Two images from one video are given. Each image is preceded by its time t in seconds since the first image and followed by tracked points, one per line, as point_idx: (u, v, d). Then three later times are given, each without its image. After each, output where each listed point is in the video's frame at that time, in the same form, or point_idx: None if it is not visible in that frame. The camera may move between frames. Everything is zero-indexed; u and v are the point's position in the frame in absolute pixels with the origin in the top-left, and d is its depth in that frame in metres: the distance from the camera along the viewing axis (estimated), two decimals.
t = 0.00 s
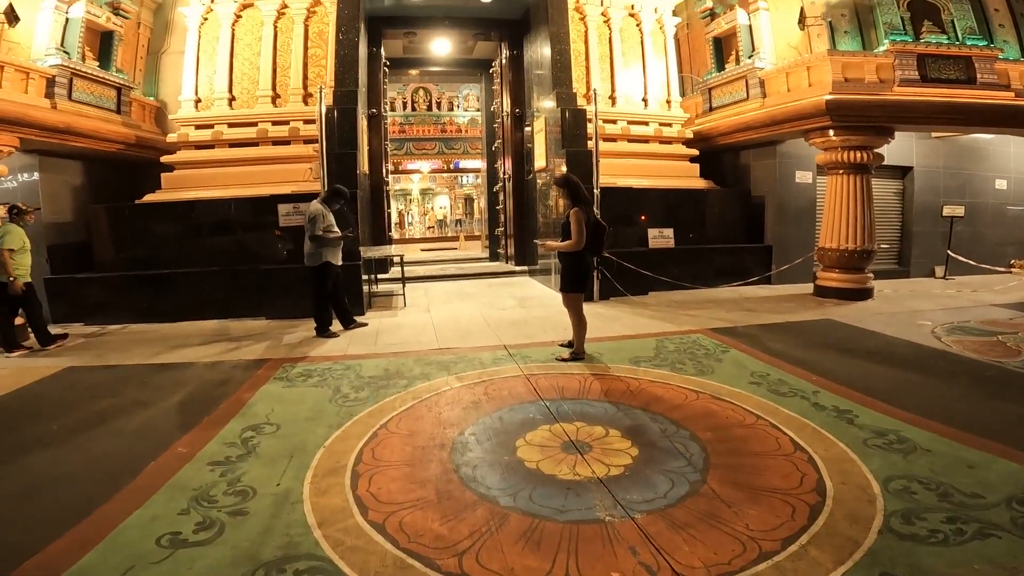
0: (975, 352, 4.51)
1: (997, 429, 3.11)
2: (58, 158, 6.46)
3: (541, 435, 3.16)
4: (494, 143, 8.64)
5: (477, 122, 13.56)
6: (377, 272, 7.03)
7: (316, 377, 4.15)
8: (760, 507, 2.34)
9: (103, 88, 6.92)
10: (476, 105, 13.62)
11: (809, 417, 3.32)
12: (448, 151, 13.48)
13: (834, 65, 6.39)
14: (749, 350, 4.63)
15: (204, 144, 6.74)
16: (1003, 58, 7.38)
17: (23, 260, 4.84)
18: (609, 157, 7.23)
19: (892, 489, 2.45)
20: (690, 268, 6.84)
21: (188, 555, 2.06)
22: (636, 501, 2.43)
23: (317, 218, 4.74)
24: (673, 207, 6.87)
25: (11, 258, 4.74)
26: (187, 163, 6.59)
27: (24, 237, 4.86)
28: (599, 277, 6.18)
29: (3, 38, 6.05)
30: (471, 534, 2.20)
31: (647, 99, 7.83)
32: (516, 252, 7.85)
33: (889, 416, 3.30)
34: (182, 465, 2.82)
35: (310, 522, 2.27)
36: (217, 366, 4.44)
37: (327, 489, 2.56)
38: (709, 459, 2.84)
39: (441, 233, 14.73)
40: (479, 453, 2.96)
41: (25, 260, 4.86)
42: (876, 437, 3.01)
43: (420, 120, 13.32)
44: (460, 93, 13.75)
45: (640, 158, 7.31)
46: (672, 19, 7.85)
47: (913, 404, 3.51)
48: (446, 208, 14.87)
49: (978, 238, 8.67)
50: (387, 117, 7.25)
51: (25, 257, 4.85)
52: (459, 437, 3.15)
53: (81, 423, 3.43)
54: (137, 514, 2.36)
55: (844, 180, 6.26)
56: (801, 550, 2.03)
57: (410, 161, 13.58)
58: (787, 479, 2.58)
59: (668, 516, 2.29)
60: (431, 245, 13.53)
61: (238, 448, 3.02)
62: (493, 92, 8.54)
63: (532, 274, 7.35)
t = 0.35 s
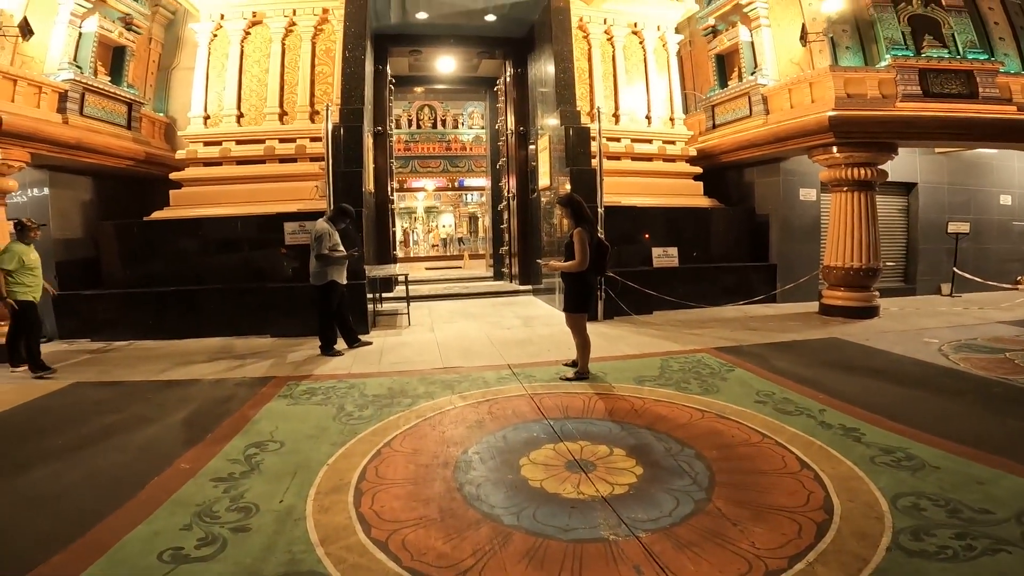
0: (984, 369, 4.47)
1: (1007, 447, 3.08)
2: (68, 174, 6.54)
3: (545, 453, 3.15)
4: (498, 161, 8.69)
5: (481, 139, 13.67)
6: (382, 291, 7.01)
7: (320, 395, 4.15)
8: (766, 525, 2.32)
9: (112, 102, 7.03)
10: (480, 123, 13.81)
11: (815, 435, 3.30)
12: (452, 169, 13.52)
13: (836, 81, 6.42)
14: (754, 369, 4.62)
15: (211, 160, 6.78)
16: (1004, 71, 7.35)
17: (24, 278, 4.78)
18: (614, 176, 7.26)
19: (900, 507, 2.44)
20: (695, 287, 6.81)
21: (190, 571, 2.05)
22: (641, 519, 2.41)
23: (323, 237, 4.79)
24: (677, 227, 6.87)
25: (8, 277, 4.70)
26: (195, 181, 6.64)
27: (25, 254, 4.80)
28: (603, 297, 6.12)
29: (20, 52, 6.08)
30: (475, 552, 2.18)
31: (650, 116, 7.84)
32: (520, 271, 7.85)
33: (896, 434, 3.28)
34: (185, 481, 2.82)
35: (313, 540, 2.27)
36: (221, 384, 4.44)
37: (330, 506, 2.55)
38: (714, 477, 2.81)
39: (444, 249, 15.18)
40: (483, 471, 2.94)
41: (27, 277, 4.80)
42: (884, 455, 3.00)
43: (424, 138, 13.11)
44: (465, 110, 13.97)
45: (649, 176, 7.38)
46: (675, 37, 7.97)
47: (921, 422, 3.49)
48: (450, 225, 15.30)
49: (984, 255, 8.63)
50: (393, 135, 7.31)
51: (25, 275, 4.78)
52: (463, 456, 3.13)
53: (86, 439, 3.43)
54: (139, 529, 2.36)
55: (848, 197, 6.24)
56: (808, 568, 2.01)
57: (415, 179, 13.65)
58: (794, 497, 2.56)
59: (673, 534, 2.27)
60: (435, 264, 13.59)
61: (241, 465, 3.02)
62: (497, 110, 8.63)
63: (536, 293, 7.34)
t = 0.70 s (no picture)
0: (992, 387, 4.45)
1: (1015, 463, 3.08)
2: (78, 191, 6.62)
3: (549, 473, 3.14)
4: (503, 181, 8.68)
5: (485, 158, 13.74)
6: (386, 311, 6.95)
7: (324, 414, 4.15)
8: (771, 544, 2.31)
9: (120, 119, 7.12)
10: (484, 141, 13.90)
11: (821, 454, 3.29)
12: (457, 189, 13.58)
13: (836, 99, 6.38)
14: (759, 389, 4.60)
15: (219, 178, 6.88)
16: (1004, 86, 7.37)
17: (31, 296, 4.65)
18: (619, 196, 7.29)
19: (908, 523, 2.43)
20: (699, 309, 6.70)
21: None
22: (645, 538, 2.40)
23: (328, 257, 4.81)
24: (680, 245, 6.79)
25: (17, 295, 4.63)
26: (204, 199, 6.71)
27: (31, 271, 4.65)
28: (608, 317, 6.04)
29: (33, 66, 6.25)
30: (479, 571, 2.18)
31: (653, 134, 7.90)
32: (524, 292, 7.80)
33: (903, 452, 3.27)
34: (189, 498, 2.83)
35: (316, 557, 2.27)
36: (225, 402, 4.45)
37: (333, 524, 2.56)
38: (719, 496, 2.80)
39: (448, 270, 14.85)
40: (486, 490, 2.94)
41: (34, 295, 4.67)
42: (890, 472, 2.99)
43: (429, 156, 13.42)
44: (469, 129, 14.07)
45: (651, 196, 7.42)
46: (677, 56, 8.09)
47: (927, 439, 3.48)
48: (455, 245, 15.07)
49: (990, 273, 8.59)
50: (398, 154, 7.33)
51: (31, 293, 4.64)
52: (466, 475, 3.13)
53: (90, 455, 3.45)
54: (142, 545, 2.36)
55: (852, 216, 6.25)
56: None
57: (420, 198, 13.64)
58: (799, 515, 2.56)
59: (678, 553, 2.27)
60: (439, 284, 13.57)
61: (245, 482, 3.02)
62: (501, 129, 8.66)
63: (540, 314, 7.32)
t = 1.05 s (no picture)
0: (999, 405, 4.44)
1: None
2: (86, 210, 6.71)
3: (553, 493, 3.13)
4: (506, 203, 8.74)
5: (489, 178, 13.85)
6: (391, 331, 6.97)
7: (328, 434, 4.16)
8: (776, 563, 2.31)
9: (129, 137, 7.24)
10: (488, 161, 14.07)
11: (828, 472, 3.29)
12: (460, 210, 13.58)
13: (838, 117, 6.47)
14: (763, 409, 4.60)
15: (225, 198, 6.95)
16: (1004, 101, 7.39)
17: (60, 319, 4.47)
18: (621, 217, 7.34)
19: (915, 540, 2.44)
20: (703, 328, 6.71)
21: None
22: (650, 559, 2.40)
23: (333, 278, 4.86)
24: (683, 265, 6.74)
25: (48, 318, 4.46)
26: (212, 219, 6.77)
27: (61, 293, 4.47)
28: (611, 338, 6.00)
29: (46, 83, 6.46)
30: None
31: (656, 153, 7.97)
32: (527, 313, 7.82)
33: (909, 470, 3.27)
34: (192, 515, 2.84)
35: None
36: (229, 420, 4.47)
37: (337, 543, 2.56)
38: (724, 516, 2.79)
39: (451, 291, 15.16)
40: (490, 510, 2.93)
41: (62, 318, 4.48)
42: (897, 490, 3.00)
43: (433, 177, 13.52)
44: (473, 149, 14.13)
45: (654, 217, 7.46)
46: (678, 75, 8.18)
47: (934, 457, 3.47)
48: (458, 266, 15.43)
49: (995, 291, 8.57)
50: (402, 174, 7.37)
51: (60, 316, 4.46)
52: (470, 495, 3.13)
53: (94, 471, 3.47)
54: (144, 561, 2.38)
55: (854, 235, 6.28)
56: None
57: (423, 218, 13.63)
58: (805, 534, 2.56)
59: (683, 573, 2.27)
60: (442, 304, 13.60)
61: (248, 500, 3.04)
62: (505, 149, 8.72)
63: (543, 334, 7.33)
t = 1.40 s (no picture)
0: (1008, 422, 4.41)
1: None
2: (94, 228, 6.79)
3: (557, 512, 3.11)
4: (510, 222, 8.75)
5: (493, 197, 13.93)
6: (394, 351, 6.97)
7: (332, 452, 4.16)
8: None
9: (136, 152, 7.32)
10: (492, 179, 14.10)
11: (834, 490, 3.27)
12: (464, 229, 13.80)
13: (841, 133, 6.58)
14: (768, 427, 4.58)
15: (232, 216, 6.99)
16: (1004, 116, 7.41)
17: (94, 332, 4.44)
18: (625, 236, 7.36)
19: (924, 558, 2.43)
20: (707, 347, 6.69)
21: None
22: None
23: (338, 298, 4.90)
24: (688, 285, 6.73)
25: (85, 330, 4.46)
26: (218, 238, 6.83)
27: (96, 306, 4.45)
28: (615, 357, 5.98)
29: (58, 98, 6.51)
30: None
31: (659, 172, 8.01)
32: (531, 332, 7.80)
33: (917, 487, 3.26)
34: (196, 531, 2.84)
35: None
36: (233, 438, 4.48)
37: (341, 561, 2.56)
38: (730, 534, 2.78)
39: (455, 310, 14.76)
40: (494, 529, 2.92)
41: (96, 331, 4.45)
42: (905, 507, 2.99)
43: (437, 196, 13.68)
44: (477, 168, 14.21)
45: (658, 236, 7.49)
46: (681, 93, 8.23)
47: (942, 474, 3.45)
48: (462, 284, 14.97)
49: (1001, 308, 8.53)
50: (407, 193, 7.41)
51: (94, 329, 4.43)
52: (474, 514, 3.12)
53: (98, 487, 3.48)
54: None
55: (858, 253, 6.30)
56: None
57: (427, 238, 13.86)
58: (812, 552, 2.54)
59: None
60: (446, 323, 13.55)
61: (252, 517, 3.03)
62: (509, 168, 8.77)
63: (547, 354, 7.34)
